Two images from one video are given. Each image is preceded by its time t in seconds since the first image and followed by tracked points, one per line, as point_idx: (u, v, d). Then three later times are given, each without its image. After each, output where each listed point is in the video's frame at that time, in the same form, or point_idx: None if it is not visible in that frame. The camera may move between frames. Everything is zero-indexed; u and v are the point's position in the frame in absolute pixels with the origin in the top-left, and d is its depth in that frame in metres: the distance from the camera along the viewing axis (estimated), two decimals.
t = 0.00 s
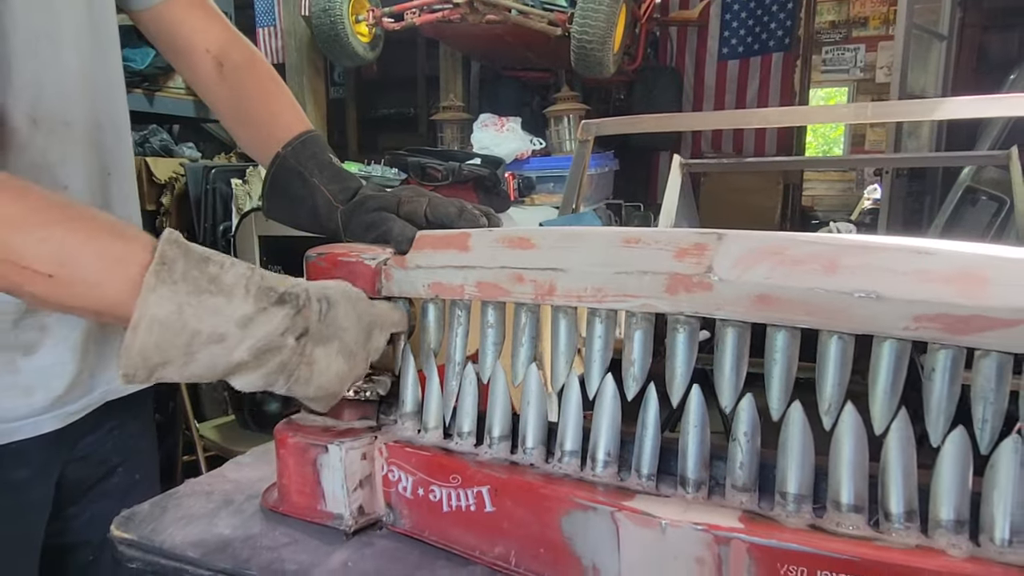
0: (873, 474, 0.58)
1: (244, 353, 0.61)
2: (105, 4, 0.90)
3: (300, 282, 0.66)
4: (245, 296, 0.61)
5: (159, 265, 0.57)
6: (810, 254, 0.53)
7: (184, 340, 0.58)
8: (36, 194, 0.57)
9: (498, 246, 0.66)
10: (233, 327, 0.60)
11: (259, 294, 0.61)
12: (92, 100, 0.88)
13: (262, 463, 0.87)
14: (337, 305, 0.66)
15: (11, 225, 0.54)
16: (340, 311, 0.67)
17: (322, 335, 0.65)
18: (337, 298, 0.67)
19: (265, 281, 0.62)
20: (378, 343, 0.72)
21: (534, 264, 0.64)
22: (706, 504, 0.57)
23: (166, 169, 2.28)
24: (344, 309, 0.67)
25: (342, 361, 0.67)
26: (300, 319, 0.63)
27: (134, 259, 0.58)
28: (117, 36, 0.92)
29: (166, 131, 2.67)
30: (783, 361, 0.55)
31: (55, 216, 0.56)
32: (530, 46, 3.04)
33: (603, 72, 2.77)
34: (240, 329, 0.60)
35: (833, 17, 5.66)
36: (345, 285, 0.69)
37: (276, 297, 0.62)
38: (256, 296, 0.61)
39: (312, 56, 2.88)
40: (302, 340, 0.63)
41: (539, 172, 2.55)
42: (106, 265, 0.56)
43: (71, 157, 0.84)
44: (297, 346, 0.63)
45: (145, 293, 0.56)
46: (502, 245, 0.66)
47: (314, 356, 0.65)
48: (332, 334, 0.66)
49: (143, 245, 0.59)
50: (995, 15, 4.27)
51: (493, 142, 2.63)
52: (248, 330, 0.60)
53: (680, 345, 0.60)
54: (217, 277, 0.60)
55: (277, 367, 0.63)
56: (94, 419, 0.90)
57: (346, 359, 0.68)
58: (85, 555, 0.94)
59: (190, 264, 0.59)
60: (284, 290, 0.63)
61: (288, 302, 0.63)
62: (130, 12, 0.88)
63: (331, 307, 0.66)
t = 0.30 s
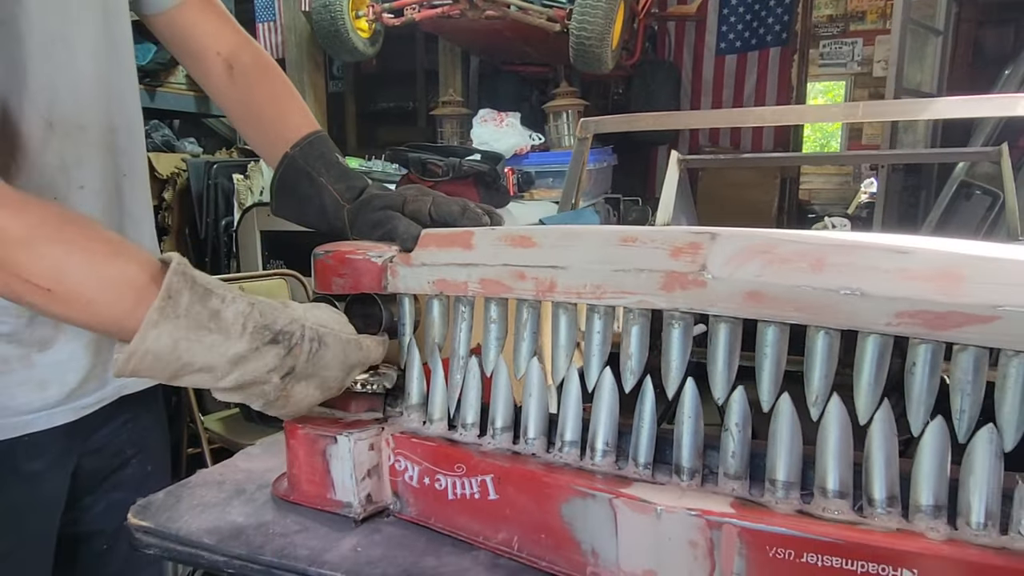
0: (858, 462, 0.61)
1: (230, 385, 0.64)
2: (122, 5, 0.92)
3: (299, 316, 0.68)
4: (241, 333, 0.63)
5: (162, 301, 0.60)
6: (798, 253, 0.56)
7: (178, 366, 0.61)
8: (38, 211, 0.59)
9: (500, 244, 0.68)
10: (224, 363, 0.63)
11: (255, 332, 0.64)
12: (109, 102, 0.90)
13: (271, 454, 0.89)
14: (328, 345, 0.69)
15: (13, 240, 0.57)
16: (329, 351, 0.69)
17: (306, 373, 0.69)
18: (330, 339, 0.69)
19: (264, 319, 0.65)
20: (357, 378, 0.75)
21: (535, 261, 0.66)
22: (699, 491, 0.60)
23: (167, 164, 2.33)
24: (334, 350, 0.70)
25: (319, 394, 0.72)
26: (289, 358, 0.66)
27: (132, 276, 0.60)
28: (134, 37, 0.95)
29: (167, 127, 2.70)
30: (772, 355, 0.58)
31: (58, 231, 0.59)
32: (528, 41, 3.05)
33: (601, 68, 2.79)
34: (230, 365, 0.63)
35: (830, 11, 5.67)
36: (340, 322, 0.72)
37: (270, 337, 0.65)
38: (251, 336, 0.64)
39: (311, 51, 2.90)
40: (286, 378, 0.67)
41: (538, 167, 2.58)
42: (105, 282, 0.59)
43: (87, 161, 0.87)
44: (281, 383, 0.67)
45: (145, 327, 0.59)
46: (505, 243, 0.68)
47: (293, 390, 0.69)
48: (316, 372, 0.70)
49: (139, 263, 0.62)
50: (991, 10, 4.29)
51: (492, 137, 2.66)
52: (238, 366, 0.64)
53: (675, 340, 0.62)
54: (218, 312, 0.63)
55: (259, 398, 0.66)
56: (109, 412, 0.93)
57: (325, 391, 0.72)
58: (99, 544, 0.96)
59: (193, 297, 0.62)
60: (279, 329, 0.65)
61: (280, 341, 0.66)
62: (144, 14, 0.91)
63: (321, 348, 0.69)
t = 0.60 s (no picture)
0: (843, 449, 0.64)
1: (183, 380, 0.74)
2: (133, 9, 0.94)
3: (238, 344, 0.71)
4: (171, 362, 0.70)
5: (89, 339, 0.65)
6: (786, 251, 0.58)
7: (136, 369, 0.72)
8: (12, 219, 0.64)
9: (501, 242, 0.71)
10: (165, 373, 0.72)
11: (185, 360, 0.70)
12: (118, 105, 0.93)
13: (279, 445, 0.92)
14: (265, 373, 0.72)
15: None
16: (267, 376, 0.72)
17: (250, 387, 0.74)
18: (269, 367, 0.72)
19: (192, 351, 0.70)
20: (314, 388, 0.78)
21: (534, 259, 0.69)
22: (692, 478, 0.63)
23: (169, 160, 2.34)
24: (271, 377, 0.72)
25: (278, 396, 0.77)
26: (224, 376, 0.72)
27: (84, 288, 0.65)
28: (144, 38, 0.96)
29: (166, 123, 2.72)
30: (761, 348, 0.61)
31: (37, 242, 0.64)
32: (525, 37, 3.07)
33: (598, 64, 2.81)
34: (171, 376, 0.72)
35: (826, 4, 5.67)
36: (291, 348, 0.73)
37: (200, 364, 0.71)
38: (181, 364, 0.70)
39: (310, 48, 2.92)
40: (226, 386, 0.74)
41: (535, 162, 2.60)
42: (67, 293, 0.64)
43: (97, 161, 0.89)
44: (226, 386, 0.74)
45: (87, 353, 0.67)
46: (505, 242, 0.71)
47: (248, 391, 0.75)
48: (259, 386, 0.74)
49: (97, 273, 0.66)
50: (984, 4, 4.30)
51: (490, 133, 2.68)
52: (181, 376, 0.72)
53: (669, 334, 0.65)
54: (144, 348, 0.68)
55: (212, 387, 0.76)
56: (120, 405, 0.95)
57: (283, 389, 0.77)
58: (111, 533, 0.99)
59: (119, 338, 0.66)
60: (207, 359, 0.71)
61: (216, 364, 0.71)
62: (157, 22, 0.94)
63: (258, 374, 0.72)
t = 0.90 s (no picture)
0: (833, 438, 0.67)
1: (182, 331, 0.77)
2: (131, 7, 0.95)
3: (233, 301, 0.75)
4: (173, 320, 0.73)
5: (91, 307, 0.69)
6: (778, 249, 0.61)
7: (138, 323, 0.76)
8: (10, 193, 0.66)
9: (504, 240, 0.74)
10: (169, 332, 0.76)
11: (186, 317, 0.74)
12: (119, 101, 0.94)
13: (288, 436, 0.95)
14: (263, 326, 0.75)
15: None
16: (264, 329, 0.76)
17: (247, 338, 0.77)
18: (264, 322, 0.75)
19: (192, 309, 0.73)
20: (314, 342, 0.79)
21: (537, 256, 0.72)
22: (688, 466, 0.66)
23: (173, 158, 2.45)
24: (268, 329, 0.76)
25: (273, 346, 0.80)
26: (225, 329, 0.76)
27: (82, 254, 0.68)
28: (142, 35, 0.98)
29: (168, 120, 2.74)
30: (755, 342, 0.63)
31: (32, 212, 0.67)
32: (524, 33, 3.08)
33: (597, 60, 2.83)
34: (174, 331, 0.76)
35: None
36: (282, 304, 0.75)
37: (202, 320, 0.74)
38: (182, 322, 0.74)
39: (311, 43, 2.92)
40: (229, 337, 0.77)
41: (535, 158, 2.63)
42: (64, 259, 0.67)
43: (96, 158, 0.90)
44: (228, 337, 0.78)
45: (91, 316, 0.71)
46: (508, 239, 0.73)
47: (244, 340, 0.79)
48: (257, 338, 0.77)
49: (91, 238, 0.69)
50: None
51: (490, 129, 2.70)
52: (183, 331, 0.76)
53: (666, 328, 0.68)
54: (145, 310, 0.71)
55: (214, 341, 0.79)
56: (133, 399, 0.98)
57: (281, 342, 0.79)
58: (124, 525, 1.02)
59: (118, 304, 0.70)
60: (207, 314, 0.74)
61: (215, 320, 0.75)
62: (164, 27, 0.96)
63: (255, 326, 0.76)
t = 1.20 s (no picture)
0: (823, 433, 0.70)
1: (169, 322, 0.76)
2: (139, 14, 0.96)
3: (234, 283, 0.75)
4: (169, 300, 0.73)
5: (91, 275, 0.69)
6: (771, 254, 0.64)
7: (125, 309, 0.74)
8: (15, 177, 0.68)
9: (510, 244, 0.77)
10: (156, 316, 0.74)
11: (182, 298, 0.73)
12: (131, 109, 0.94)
13: (301, 433, 0.99)
14: (258, 313, 0.75)
15: None
16: (259, 318, 0.76)
17: (238, 331, 0.76)
18: (261, 309, 0.75)
19: (192, 286, 0.73)
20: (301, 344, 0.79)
21: (541, 259, 0.75)
22: (686, 460, 0.69)
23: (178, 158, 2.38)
24: (263, 318, 0.76)
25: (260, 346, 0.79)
26: (217, 317, 0.75)
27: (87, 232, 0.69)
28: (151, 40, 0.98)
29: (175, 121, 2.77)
30: (749, 342, 0.67)
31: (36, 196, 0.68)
32: (526, 34, 3.12)
33: (597, 62, 2.86)
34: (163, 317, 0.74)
35: None
36: (282, 293, 0.76)
37: (198, 301, 0.74)
38: (177, 302, 0.73)
39: (315, 45, 2.95)
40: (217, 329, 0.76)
41: (536, 158, 2.67)
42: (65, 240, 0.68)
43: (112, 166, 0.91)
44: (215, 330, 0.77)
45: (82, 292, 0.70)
46: (514, 243, 0.77)
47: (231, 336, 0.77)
48: (247, 332, 0.77)
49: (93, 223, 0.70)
50: None
51: (491, 129, 2.73)
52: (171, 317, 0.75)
53: (665, 329, 0.71)
54: (144, 285, 0.71)
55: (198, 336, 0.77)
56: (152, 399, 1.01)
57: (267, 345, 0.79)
58: (143, 519, 1.05)
59: (121, 274, 0.70)
60: (205, 294, 0.74)
61: (211, 302, 0.74)
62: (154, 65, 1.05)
63: (250, 314, 0.75)
